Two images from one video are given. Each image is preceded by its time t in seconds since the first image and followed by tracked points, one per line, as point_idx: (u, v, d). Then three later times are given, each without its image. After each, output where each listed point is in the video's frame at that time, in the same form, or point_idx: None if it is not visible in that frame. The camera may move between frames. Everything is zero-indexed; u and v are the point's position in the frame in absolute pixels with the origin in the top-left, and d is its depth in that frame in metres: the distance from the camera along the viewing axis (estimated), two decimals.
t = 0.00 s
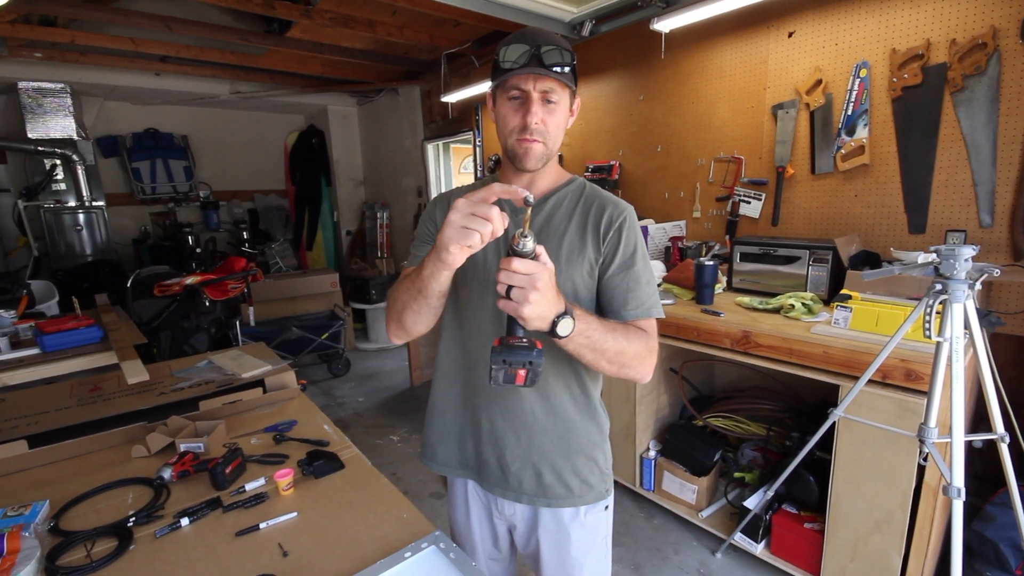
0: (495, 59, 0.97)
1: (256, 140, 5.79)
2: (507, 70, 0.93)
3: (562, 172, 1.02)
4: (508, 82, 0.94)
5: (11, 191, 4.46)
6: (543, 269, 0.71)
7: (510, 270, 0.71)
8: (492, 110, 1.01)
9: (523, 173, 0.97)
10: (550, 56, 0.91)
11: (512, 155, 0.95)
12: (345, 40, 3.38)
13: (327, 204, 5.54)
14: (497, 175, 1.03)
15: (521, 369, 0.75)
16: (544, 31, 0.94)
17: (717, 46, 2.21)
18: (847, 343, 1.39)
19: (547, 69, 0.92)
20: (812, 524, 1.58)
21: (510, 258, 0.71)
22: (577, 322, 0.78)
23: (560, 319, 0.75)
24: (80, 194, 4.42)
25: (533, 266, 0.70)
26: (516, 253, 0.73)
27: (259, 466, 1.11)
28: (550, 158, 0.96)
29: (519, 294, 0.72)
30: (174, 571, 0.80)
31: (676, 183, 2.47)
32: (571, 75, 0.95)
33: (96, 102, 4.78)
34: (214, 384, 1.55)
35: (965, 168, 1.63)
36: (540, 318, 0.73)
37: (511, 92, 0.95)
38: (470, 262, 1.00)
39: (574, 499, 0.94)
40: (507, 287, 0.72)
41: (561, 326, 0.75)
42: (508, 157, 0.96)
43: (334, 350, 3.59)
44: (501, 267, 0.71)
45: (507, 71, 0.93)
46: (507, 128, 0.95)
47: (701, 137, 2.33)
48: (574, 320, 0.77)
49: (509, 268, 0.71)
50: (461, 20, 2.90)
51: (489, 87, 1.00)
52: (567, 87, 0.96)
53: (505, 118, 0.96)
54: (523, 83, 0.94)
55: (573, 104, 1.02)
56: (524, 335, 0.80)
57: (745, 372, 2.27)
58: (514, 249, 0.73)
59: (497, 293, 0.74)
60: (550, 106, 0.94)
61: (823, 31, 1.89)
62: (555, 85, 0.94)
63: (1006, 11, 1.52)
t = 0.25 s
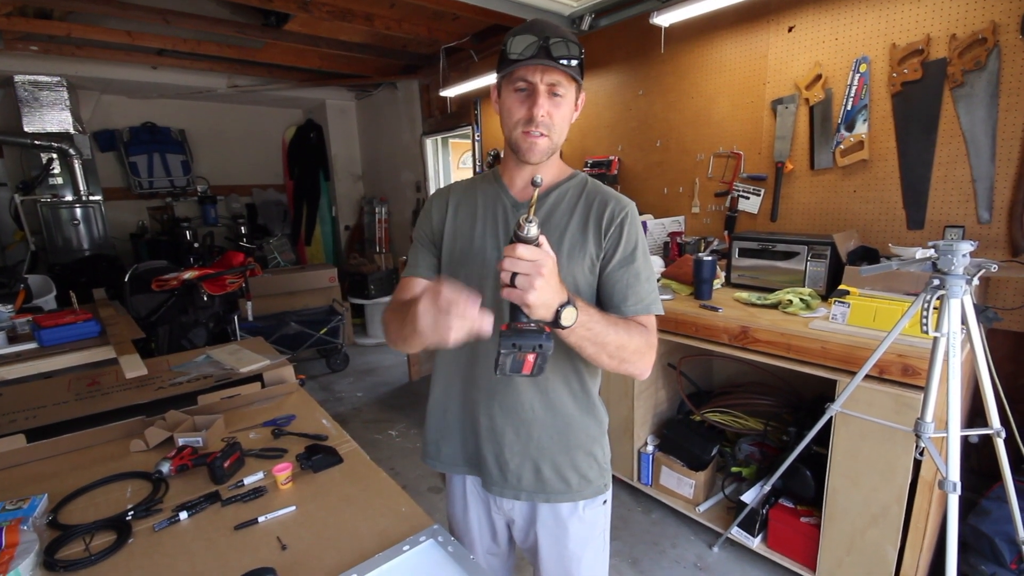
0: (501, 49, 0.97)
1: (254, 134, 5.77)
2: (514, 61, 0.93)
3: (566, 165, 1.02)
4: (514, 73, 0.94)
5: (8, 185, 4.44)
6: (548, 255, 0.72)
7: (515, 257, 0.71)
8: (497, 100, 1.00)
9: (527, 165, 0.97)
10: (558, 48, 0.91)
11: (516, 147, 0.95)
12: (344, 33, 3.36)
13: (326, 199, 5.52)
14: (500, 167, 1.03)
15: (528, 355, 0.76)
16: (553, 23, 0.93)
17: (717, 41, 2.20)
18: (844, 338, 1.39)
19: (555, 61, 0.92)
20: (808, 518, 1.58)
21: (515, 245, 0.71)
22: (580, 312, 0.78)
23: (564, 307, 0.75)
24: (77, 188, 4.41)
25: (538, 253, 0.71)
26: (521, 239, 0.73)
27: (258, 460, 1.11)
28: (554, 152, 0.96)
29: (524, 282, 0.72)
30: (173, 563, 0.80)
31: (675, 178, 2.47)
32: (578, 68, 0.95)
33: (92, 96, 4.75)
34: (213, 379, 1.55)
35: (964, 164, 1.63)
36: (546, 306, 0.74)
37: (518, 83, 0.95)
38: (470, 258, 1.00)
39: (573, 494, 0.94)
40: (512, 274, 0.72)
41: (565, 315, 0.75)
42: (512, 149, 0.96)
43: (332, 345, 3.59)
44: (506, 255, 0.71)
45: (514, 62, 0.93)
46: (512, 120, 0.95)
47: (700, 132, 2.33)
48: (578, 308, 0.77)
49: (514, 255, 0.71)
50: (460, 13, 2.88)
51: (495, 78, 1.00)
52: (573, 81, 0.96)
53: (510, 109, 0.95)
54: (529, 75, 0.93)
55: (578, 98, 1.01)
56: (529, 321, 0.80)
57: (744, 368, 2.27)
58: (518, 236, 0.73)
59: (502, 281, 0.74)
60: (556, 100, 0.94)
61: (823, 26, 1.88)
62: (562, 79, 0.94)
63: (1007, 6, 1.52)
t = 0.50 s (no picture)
0: (501, 45, 0.97)
1: (253, 130, 5.75)
2: (513, 55, 0.93)
3: (566, 162, 1.01)
4: (514, 68, 0.94)
5: (7, 181, 4.43)
6: (546, 251, 0.72)
7: (514, 253, 0.71)
8: (497, 96, 1.00)
9: (526, 161, 0.96)
10: (558, 43, 0.91)
11: (515, 143, 0.95)
12: (343, 28, 3.34)
13: (325, 195, 5.52)
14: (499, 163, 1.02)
15: (529, 350, 0.75)
16: (553, 17, 0.93)
17: (717, 35, 2.19)
18: (844, 334, 1.39)
19: (554, 56, 0.91)
20: (808, 514, 1.59)
21: (513, 240, 0.71)
22: (578, 308, 0.78)
23: (563, 302, 0.75)
24: (77, 184, 4.40)
25: (536, 248, 0.71)
26: (518, 235, 0.73)
27: (259, 456, 1.11)
28: (554, 147, 0.95)
29: (523, 277, 0.71)
30: (175, 558, 0.80)
31: (675, 174, 2.46)
32: (578, 63, 0.95)
33: (91, 92, 4.73)
34: (213, 375, 1.56)
35: (965, 159, 1.63)
36: (544, 302, 0.73)
37: (517, 78, 0.94)
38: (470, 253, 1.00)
39: (572, 489, 0.95)
40: (511, 270, 0.72)
41: (564, 310, 0.75)
42: (512, 145, 0.96)
43: (333, 341, 3.60)
44: (504, 250, 0.71)
45: (513, 56, 0.93)
46: (511, 115, 0.94)
47: (700, 127, 2.32)
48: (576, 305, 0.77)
49: (512, 251, 0.71)
50: (459, 8, 2.86)
51: (495, 73, 1.00)
52: (573, 76, 0.95)
53: (509, 105, 0.95)
54: (529, 70, 0.93)
55: (578, 94, 1.01)
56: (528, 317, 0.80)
57: (744, 363, 2.28)
58: (516, 231, 0.73)
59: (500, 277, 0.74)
60: (555, 95, 0.93)
61: (824, 20, 1.87)
62: (561, 74, 0.93)
63: None
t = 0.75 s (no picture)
0: (503, 46, 0.97)
1: (255, 131, 5.76)
2: (515, 57, 0.92)
3: (568, 164, 1.01)
4: (516, 70, 0.94)
5: (11, 183, 4.46)
6: (544, 250, 0.72)
7: (512, 252, 0.71)
8: (499, 97, 1.00)
9: (528, 164, 0.96)
10: (559, 44, 0.91)
11: (517, 145, 0.95)
12: (344, 30, 3.35)
13: (327, 196, 5.53)
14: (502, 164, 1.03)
15: (525, 349, 0.76)
16: (555, 18, 0.93)
17: (719, 36, 2.19)
18: (847, 335, 1.38)
19: (556, 57, 0.91)
20: (810, 515, 1.59)
21: (511, 239, 0.72)
22: (578, 309, 0.78)
23: (561, 303, 0.74)
24: (80, 185, 4.41)
25: (534, 248, 0.71)
26: (517, 233, 0.74)
27: (261, 457, 1.11)
28: (556, 150, 0.95)
29: (520, 276, 0.72)
30: (178, 559, 0.81)
31: (677, 174, 2.46)
32: (580, 64, 0.95)
33: (94, 93, 4.75)
34: (215, 376, 1.56)
35: (968, 160, 1.62)
36: (543, 301, 0.73)
37: (519, 80, 0.94)
38: (472, 252, 1.00)
39: (573, 491, 0.94)
40: (509, 268, 0.73)
41: (562, 311, 0.75)
42: (514, 147, 0.96)
43: (335, 342, 3.60)
44: (503, 249, 0.72)
45: (515, 58, 0.92)
46: (513, 118, 0.94)
47: (702, 128, 2.32)
48: (576, 305, 0.77)
49: (511, 249, 0.71)
50: (460, 9, 2.87)
51: (496, 75, 0.99)
52: (575, 77, 0.95)
53: (511, 107, 0.95)
54: (530, 72, 0.93)
55: (580, 95, 1.01)
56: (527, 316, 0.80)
57: (746, 364, 2.27)
58: (515, 229, 0.74)
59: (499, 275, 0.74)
60: (557, 97, 0.93)
61: (826, 20, 1.87)
62: (563, 75, 0.93)
63: None
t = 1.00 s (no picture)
0: (506, 46, 0.97)
1: (257, 131, 5.77)
2: (518, 58, 0.92)
3: (570, 164, 1.01)
4: (519, 70, 0.94)
5: (12, 182, 4.47)
6: (546, 252, 0.72)
7: (514, 254, 0.72)
8: (502, 98, 1.00)
9: (530, 164, 0.96)
10: (563, 46, 0.91)
11: (520, 145, 0.95)
12: (346, 30, 3.36)
13: (328, 196, 5.53)
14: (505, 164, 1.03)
15: (529, 352, 0.75)
16: (559, 20, 0.93)
17: (720, 36, 2.19)
18: (848, 336, 1.38)
19: (559, 59, 0.91)
20: (811, 516, 1.58)
21: (512, 242, 0.72)
22: (579, 310, 0.78)
23: (563, 304, 0.75)
24: (81, 185, 4.42)
25: (536, 249, 0.72)
26: (519, 236, 0.74)
27: (262, 457, 1.11)
28: (558, 151, 0.95)
29: (522, 278, 0.72)
30: (178, 558, 0.81)
31: (678, 175, 2.46)
32: (583, 65, 0.95)
33: (96, 93, 4.76)
34: (216, 375, 1.56)
35: (969, 161, 1.62)
36: (545, 303, 0.74)
37: (522, 81, 0.94)
38: (474, 252, 1.00)
39: (574, 491, 0.94)
40: (510, 271, 0.73)
41: (564, 313, 0.75)
42: (516, 148, 0.96)
43: (335, 342, 3.60)
44: (504, 251, 0.72)
45: (518, 59, 0.92)
46: (516, 118, 0.94)
47: (703, 129, 2.32)
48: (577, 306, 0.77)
49: (512, 251, 0.71)
50: (462, 9, 2.87)
51: (499, 75, 1.00)
52: (578, 79, 0.95)
53: (514, 108, 0.95)
54: (534, 73, 0.93)
55: (583, 96, 1.01)
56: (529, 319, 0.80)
57: (746, 365, 2.27)
58: (516, 232, 0.75)
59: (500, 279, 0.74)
60: (560, 98, 0.93)
61: (828, 21, 1.87)
62: (566, 77, 0.93)
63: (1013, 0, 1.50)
